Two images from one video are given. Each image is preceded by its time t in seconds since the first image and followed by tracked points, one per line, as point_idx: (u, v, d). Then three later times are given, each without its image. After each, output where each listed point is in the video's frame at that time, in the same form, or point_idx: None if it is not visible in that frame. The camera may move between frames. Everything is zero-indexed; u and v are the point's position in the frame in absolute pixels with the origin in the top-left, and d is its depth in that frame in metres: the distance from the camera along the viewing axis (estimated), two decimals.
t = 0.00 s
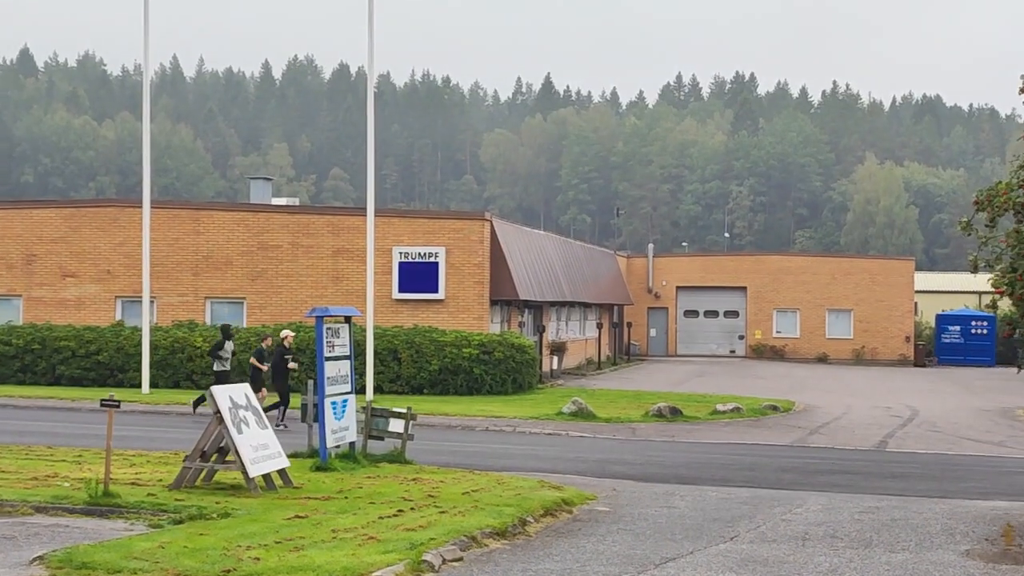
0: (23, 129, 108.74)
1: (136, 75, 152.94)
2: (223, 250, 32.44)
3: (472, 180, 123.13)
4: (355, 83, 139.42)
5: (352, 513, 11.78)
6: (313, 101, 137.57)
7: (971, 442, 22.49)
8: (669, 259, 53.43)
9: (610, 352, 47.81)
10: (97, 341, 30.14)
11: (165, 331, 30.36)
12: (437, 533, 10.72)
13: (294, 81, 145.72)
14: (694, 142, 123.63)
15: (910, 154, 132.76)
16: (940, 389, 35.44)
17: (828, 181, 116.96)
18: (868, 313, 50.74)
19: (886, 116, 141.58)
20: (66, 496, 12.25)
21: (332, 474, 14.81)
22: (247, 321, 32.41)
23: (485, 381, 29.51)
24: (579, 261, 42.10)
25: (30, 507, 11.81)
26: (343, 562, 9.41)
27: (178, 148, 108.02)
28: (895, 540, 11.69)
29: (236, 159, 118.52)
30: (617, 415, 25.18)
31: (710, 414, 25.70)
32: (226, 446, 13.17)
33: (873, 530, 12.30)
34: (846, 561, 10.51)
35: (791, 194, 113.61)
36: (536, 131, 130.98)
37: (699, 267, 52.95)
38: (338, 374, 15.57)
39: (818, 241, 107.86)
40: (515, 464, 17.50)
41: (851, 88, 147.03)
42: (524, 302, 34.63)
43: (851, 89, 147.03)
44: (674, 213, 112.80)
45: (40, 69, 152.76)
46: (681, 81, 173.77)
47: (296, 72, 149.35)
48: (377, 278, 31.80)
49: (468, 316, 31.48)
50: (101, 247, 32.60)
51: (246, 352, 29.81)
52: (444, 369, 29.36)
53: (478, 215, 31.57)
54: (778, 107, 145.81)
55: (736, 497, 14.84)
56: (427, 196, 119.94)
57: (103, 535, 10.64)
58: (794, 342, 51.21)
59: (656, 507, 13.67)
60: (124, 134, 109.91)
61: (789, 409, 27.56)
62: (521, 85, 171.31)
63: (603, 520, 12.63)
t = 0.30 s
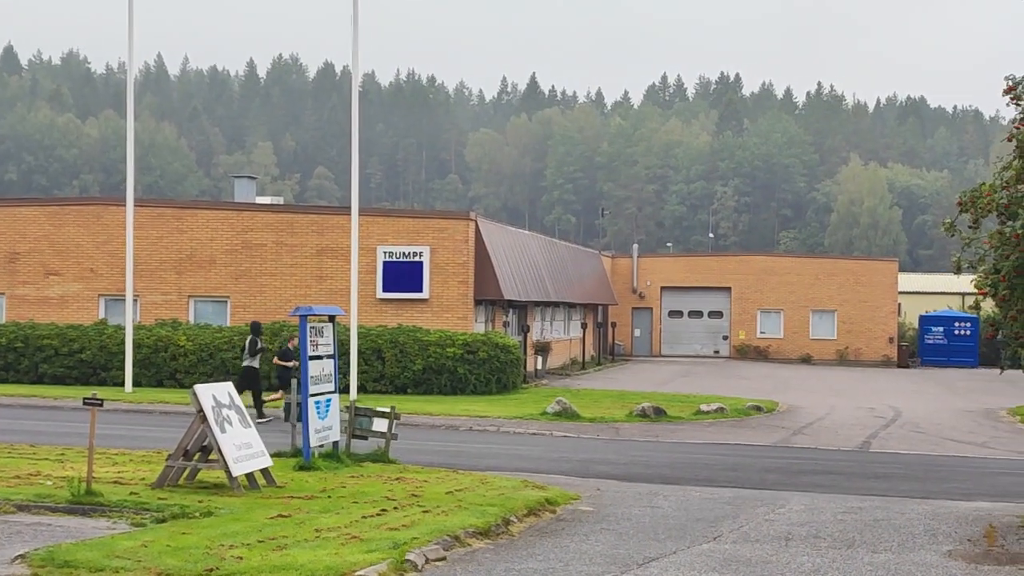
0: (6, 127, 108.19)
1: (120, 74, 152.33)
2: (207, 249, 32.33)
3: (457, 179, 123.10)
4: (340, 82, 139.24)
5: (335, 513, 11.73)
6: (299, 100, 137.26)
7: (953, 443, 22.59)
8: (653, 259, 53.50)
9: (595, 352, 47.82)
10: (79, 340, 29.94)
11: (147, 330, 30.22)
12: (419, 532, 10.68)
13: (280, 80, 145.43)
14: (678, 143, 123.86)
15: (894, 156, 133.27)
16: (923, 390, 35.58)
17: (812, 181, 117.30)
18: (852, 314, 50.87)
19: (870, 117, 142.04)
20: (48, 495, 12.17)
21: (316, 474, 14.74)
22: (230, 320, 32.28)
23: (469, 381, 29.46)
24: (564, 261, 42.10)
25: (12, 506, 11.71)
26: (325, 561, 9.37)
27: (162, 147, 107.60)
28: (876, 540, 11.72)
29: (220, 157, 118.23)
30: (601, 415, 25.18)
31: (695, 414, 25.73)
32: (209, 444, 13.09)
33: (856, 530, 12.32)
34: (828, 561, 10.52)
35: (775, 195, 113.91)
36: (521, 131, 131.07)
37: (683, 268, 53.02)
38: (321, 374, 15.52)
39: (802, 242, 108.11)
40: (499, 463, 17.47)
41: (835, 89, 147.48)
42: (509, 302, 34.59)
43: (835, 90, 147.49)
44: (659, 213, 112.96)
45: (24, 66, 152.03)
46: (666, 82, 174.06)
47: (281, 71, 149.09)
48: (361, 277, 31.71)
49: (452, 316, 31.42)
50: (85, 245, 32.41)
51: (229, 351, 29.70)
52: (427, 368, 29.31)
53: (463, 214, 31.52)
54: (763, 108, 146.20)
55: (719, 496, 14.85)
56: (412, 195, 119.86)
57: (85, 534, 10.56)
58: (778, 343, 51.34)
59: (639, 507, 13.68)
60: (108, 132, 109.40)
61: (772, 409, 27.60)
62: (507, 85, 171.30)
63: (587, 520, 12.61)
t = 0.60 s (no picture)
0: None
1: (107, 70, 151.73)
2: (194, 245, 32.22)
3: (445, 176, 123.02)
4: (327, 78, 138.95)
5: (323, 509, 11.68)
6: (286, 96, 136.87)
7: (940, 440, 22.65)
8: (641, 257, 53.52)
9: (582, 349, 47.81)
10: (66, 336, 29.81)
11: (135, 326, 30.10)
12: (407, 528, 10.65)
13: (267, 76, 145.06)
14: (666, 140, 123.95)
15: (881, 154, 133.57)
16: (910, 388, 35.67)
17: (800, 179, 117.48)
18: (839, 312, 50.99)
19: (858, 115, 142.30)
20: (35, 491, 12.10)
21: (303, 470, 14.69)
22: (218, 316, 32.18)
23: (457, 378, 29.42)
24: (552, 259, 42.09)
25: None
26: (312, 557, 9.33)
27: (150, 143, 107.16)
28: (864, 537, 11.72)
29: (208, 153, 117.94)
30: (588, 413, 25.16)
31: (682, 412, 25.73)
32: (197, 441, 13.02)
33: (842, 528, 12.32)
34: (814, 558, 10.52)
35: (763, 193, 114.09)
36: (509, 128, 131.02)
37: (671, 265, 53.06)
38: (309, 370, 15.45)
39: (790, 240, 108.27)
40: (487, 460, 17.44)
41: (823, 87, 147.69)
42: (496, 299, 34.55)
43: (823, 88, 147.69)
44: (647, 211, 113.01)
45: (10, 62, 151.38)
46: (654, 79, 174.09)
47: (269, 67, 148.72)
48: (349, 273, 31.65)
49: (439, 313, 31.37)
50: (72, 241, 32.28)
51: (216, 347, 29.56)
52: (415, 365, 29.24)
53: (450, 211, 31.45)
54: (751, 106, 146.35)
55: (706, 494, 14.84)
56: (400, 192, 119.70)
57: (72, 530, 10.50)
58: (765, 340, 51.43)
59: (626, 504, 13.66)
60: (95, 128, 108.90)
61: (760, 407, 27.62)
62: (494, 82, 171.14)
63: (574, 517, 12.59)
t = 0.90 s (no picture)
0: None
1: (92, 65, 151.05)
2: (180, 241, 32.09)
3: (431, 172, 122.83)
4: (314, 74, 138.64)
5: (309, 504, 11.65)
6: (273, 92, 136.51)
7: (925, 436, 22.72)
8: (627, 253, 53.54)
9: (568, 346, 47.84)
10: (52, 332, 29.66)
11: (121, 322, 29.96)
12: (393, 524, 10.62)
13: (254, 72, 144.67)
14: (653, 137, 124.06)
15: (867, 151, 133.87)
16: (895, 384, 35.79)
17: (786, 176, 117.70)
18: (825, 308, 51.11)
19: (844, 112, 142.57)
20: (20, 486, 12.03)
21: (289, 466, 14.65)
22: (204, 312, 32.08)
23: (444, 374, 29.37)
24: (538, 255, 42.08)
25: None
26: (298, 553, 9.29)
27: (136, 138, 106.72)
28: (849, 533, 11.74)
29: (194, 149, 117.59)
30: (574, 409, 25.16)
31: (668, 408, 25.75)
32: (183, 437, 12.96)
33: (827, 523, 12.34)
34: (800, 554, 10.51)
35: (749, 190, 114.30)
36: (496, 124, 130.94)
37: (657, 262, 53.10)
38: (295, 366, 15.39)
39: (776, 236, 108.48)
40: (473, 456, 17.42)
41: (810, 84, 147.94)
42: (483, 295, 34.51)
43: (810, 85, 147.95)
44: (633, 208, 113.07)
45: None
46: (640, 75, 174.16)
47: (256, 63, 148.31)
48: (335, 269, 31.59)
49: (425, 308, 31.31)
50: (58, 236, 32.11)
51: (202, 343, 29.43)
52: (402, 361, 29.20)
53: (437, 207, 31.36)
54: (738, 102, 146.54)
55: (692, 490, 14.85)
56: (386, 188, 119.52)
57: (57, 526, 10.44)
58: (751, 337, 51.55)
59: (612, 500, 13.65)
60: (81, 123, 108.39)
61: (746, 403, 27.66)
62: (481, 78, 171.00)
63: (560, 512, 12.58)
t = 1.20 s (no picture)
0: None
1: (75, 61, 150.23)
2: (164, 238, 31.95)
3: (416, 169, 122.70)
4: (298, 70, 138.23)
5: (292, 501, 11.60)
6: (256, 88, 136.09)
7: (908, 433, 22.80)
8: (611, 250, 53.56)
9: (553, 342, 47.81)
10: (35, 329, 29.50)
11: (104, 319, 29.79)
12: (377, 521, 10.58)
13: (237, 68, 144.17)
14: (637, 134, 124.14)
15: (851, 148, 134.24)
16: (878, 381, 35.90)
17: (770, 173, 117.94)
18: (808, 305, 51.23)
19: (828, 109, 142.88)
20: (3, 483, 11.94)
21: (273, 463, 14.59)
22: (187, 309, 31.95)
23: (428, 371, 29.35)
24: (522, 251, 42.02)
25: None
26: (282, 549, 9.25)
27: (119, 134, 106.21)
28: (832, 529, 11.77)
29: (178, 145, 117.30)
30: (558, 405, 25.16)
31: (651, 405, 25.77)
32: (167, 433, 12.88)
33: (811, 520, 12.34)
34: (783, 550, 10.51)
35: (733, 187, 114.51)
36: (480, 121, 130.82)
37: (641, 259, 53.12)
38: (279, 363, 15.32)
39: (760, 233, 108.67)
40: (455, 453, 17.38)
41: (794, 81, 148.22)
42: (467, 292, 34.45)
43: (794, 82, 148.24)
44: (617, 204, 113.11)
45: None
46: (624, 72, 174.21)
47: (239, 59, 147.85)
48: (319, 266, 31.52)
49: (409, 305, 31.24)
50: (41, 233, 31.93)
51: (185, 339, 29.30)
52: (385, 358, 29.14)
53: (422, 204, 31.29)
54: (722, 100, 146.76)
55: (675, 486, 14.86)
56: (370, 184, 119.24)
57: (39, 522, 10.36)
58: (735, 333, 51.69)
59: (595, 496, 13.64)
60: (64, 119, 107.79)
61: (729, 400, 27.69)
62: (465, 75, 170.82)
63: (543, 508, 12.56)
